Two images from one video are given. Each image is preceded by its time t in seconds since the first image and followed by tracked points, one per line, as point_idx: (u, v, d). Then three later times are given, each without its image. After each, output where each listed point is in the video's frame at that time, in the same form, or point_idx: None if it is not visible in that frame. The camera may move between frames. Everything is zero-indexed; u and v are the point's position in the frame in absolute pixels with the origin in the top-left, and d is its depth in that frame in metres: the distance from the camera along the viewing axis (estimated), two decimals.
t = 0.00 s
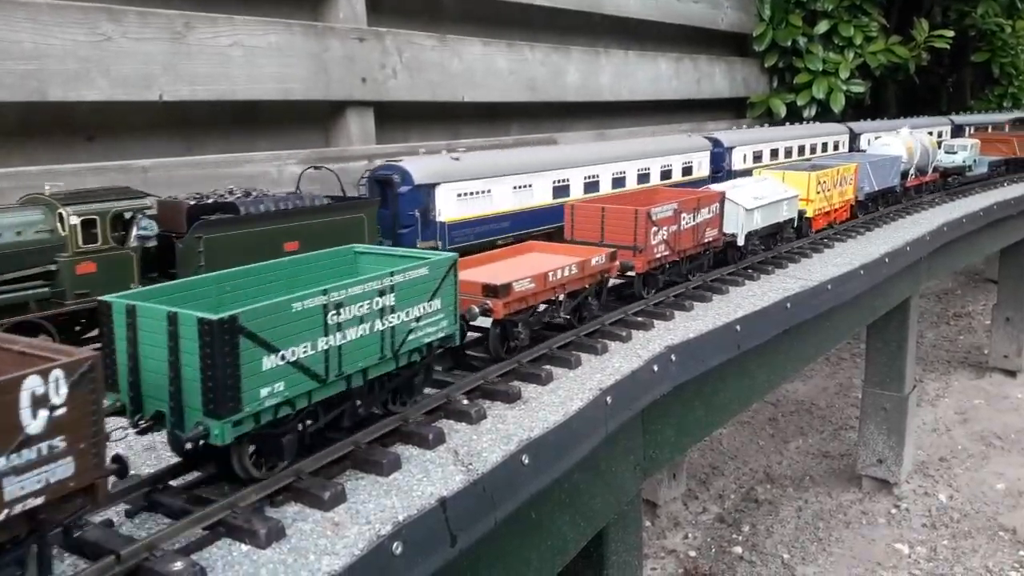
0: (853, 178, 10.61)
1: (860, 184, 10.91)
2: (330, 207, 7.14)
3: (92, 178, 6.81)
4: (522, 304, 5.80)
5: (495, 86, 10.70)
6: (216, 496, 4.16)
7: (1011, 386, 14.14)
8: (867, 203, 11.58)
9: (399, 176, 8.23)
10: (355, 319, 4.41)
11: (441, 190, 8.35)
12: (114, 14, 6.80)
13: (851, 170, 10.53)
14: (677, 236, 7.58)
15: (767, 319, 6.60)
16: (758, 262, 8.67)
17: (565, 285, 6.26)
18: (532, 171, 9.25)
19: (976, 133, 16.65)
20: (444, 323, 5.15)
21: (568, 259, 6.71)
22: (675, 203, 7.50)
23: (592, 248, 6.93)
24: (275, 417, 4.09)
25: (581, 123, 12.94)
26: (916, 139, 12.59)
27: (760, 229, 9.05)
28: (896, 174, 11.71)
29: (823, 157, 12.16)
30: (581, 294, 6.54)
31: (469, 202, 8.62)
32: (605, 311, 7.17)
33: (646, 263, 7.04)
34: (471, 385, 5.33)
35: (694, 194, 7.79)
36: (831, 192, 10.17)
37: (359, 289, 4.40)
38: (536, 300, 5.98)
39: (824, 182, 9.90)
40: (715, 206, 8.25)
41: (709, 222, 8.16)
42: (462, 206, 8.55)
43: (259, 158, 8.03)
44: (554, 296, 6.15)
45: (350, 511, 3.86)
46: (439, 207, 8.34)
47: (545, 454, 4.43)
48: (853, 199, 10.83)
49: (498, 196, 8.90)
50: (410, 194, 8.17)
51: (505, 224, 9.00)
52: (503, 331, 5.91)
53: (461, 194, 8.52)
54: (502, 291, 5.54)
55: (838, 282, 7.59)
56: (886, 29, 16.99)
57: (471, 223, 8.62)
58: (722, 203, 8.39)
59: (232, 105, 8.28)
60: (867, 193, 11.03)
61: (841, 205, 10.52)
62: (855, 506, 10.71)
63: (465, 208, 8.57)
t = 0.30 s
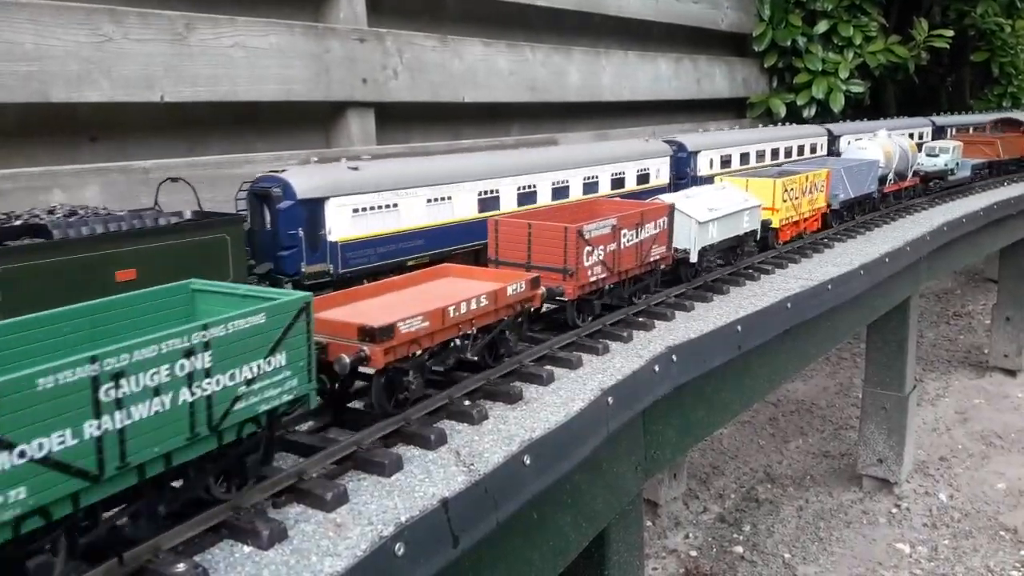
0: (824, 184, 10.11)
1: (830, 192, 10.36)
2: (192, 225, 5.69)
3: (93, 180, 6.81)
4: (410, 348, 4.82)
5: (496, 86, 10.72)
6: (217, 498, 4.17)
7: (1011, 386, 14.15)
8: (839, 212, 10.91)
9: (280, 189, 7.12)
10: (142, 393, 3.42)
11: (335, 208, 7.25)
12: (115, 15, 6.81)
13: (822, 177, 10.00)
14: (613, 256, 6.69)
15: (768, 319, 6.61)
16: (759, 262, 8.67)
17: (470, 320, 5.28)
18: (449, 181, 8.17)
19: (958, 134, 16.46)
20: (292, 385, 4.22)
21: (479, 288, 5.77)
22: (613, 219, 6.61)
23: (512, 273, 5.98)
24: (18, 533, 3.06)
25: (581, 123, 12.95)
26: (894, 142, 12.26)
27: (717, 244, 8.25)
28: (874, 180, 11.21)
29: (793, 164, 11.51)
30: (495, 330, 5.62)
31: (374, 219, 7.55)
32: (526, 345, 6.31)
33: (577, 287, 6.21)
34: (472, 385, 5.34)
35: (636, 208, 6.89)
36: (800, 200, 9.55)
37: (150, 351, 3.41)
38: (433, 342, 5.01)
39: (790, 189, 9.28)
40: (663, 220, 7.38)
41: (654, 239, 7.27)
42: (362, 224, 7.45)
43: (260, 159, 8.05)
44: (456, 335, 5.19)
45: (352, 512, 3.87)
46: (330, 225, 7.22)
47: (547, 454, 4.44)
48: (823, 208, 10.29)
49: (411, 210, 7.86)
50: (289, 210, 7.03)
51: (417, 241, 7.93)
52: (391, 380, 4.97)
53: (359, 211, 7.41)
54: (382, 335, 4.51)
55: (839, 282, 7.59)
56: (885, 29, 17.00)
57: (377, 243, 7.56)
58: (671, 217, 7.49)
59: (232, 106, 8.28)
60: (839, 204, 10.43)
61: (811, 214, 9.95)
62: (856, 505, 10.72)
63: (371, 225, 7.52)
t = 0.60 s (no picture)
0: (789, 190, 9.41)
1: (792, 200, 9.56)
2: None
3: (92, 178, 6.83)
4: (215, 425, 3.70)
5: (496, 85, 10.72)
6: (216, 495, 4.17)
7: (1010, 385, 14.14)
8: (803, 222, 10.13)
9: (96, 205, 6.03)
10: None
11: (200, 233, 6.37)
12: (114, 12, 6.80)
13: (780, 184, 9.22)
14: (518, 284, 5.71)
15: (768, 318, 6.61)
16: (759, 261, 8.67)
17: (311, 380, 4.18)
18: (331, 193, 7.06)
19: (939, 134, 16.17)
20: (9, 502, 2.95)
21: (334, 333, 4.67)
22: (518, 242, 5.67)
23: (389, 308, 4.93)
24: None
25: (581, 122, 12.94)
26: (869, 146, 11.62)
27: (656, 263, 7.36)
28: (845, 186, 10.50)
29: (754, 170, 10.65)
30: (353, 388, 4.54)
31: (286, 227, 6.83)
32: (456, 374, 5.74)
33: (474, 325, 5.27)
34: (471, 384, 5.35)
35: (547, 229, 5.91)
36: (756, 211, 8.69)
37: None
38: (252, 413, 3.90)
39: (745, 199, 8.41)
40: (584, 240, 6.43)
41: (571, 264, 6.29)
42: (266, 234, 6.73)
43: (261, 156, 8.06)
44: (291, 399, 4.10)
45: (351, 509, 3.87)
46: (160, 248, 6.18)
47: (547, 453, 4.44)
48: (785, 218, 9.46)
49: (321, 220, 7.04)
50: (108, 231, 5.97)
51: (283, 264, 6.86)
52: (192, 466, 3.86)
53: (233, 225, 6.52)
54: (162, 415, 3.38)
55: (839, 281, 7.58)
56: (886, 28, 16.97)
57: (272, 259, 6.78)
58: (595, 235, 6.57)
59: (232, 104, 8.27)
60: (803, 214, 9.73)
61: (772, 225, 9.16)
62: (855, 504, 10.72)
63: (270, 237, 6.75)
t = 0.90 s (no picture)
0: (748, 199, 8.73)
1: (749, 207, 8.81)
2: None
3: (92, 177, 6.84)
4: None
5: (496, 83, 10.72)
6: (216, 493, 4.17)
7: (1010, 383, 14.14)
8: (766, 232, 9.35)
9: None
10: None
11: (75, 248, 5.89)
12: (114, 11, 6.80)
13: (736, 193, 8.48)
14: (401, 321, 4.75)
15: (768, 317, 6.61)
16: (759, 260, 8.66)
17: (81, 471, 3.28)
18: (180, 208, 6.37)
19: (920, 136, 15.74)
20: None
21: (134, 401, 3.70)
22: (403, 269, 4.71)
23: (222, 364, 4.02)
24: None
25: (581, 120, 12.94)
26: (839, 151, 10.97)
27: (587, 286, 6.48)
28: (813, 194, 9.81)
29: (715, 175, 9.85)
30: (147, 475, 3.61)
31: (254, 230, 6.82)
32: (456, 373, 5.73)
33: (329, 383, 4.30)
34: (471, 382, 5.34)
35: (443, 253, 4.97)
36: (708, 223, 7.92)
37: None
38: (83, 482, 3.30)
39: (695, 210, 7.64)
40: (494, 263, 5.48)
41: (478, 292, 5.35)
42: (244, 235, 6.78)
43: (260, 155, 8.06)
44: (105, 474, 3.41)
45: (350, 508, 3.87)
46: None
47: (547, 451, 4.44)
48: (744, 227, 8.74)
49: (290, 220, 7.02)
50: None
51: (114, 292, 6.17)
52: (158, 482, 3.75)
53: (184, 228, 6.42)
54: None
55: (838, 280, 7.57)
56: (886, 26, 16.95)
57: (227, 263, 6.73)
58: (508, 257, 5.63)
59: (231, 102, 8.27)
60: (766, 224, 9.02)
61: (728, 237, 8.41)
62: (855, 503, 10.73)
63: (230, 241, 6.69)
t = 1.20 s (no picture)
0: (700, 211, 8.03)
1: (699, 221, 8.09)
2: None
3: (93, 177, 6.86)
4: None
5: (496, 84, 10.72)
6: (217, 495, 4.17)
7: (1010, 384, 14.14)
8: (723, 247, 8.66)
9: None
10: None
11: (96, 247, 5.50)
12: (114, 12, 6.80)
13: (685, 206, 7.75)
14: (219, 389, 3.81)
15: (768, 317, 6.61)
16: (760, 260, 8.66)
17: None
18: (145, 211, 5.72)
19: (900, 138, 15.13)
20: None
21: None
22: (222, 321, 3.77)
23: None
24: None
25: (581, 120, 12.93)
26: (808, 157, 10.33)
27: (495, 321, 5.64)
28: (775, 205, 9.19)
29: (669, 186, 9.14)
30: None
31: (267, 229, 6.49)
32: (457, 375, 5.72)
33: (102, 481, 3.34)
34: (472, 384, 5.34)
35: (284, 297, 4.06)
36: (652, 240, 7.16)
37: None
38: None
39: (635, 227, 6.89)
40: (364, 303, 4.58)
41: (341, 340, 4.45)
42: (241, 236, 6.33)
43: (261, 156, 8.06)
44: None
45: (351, 509, 3.87)
46: None
47: (548, 452, 4.44)
48: (693, 244, 8.03)
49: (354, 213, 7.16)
50: None
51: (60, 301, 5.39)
52: None
53: (238, 224, 6.29)
54: None
55: (839, 280, 7.57)
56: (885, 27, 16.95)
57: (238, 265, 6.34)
58: (385, 293, 4.73)
59: (231, 103, 8.27)
60: (722, 238, 8.34)
61: (676, 254, 7.66)
62: (855, 503, 10.72)
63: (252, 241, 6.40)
